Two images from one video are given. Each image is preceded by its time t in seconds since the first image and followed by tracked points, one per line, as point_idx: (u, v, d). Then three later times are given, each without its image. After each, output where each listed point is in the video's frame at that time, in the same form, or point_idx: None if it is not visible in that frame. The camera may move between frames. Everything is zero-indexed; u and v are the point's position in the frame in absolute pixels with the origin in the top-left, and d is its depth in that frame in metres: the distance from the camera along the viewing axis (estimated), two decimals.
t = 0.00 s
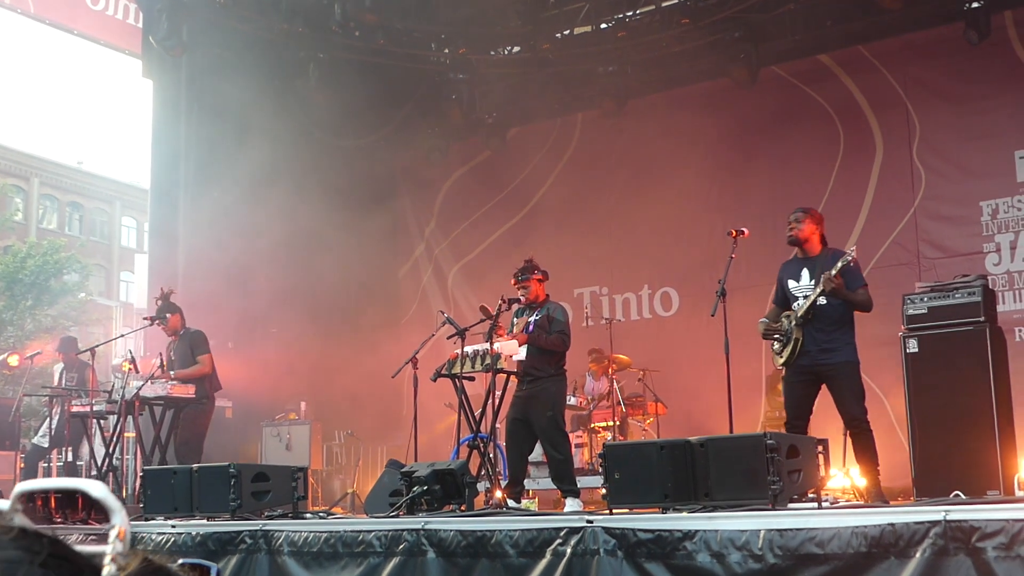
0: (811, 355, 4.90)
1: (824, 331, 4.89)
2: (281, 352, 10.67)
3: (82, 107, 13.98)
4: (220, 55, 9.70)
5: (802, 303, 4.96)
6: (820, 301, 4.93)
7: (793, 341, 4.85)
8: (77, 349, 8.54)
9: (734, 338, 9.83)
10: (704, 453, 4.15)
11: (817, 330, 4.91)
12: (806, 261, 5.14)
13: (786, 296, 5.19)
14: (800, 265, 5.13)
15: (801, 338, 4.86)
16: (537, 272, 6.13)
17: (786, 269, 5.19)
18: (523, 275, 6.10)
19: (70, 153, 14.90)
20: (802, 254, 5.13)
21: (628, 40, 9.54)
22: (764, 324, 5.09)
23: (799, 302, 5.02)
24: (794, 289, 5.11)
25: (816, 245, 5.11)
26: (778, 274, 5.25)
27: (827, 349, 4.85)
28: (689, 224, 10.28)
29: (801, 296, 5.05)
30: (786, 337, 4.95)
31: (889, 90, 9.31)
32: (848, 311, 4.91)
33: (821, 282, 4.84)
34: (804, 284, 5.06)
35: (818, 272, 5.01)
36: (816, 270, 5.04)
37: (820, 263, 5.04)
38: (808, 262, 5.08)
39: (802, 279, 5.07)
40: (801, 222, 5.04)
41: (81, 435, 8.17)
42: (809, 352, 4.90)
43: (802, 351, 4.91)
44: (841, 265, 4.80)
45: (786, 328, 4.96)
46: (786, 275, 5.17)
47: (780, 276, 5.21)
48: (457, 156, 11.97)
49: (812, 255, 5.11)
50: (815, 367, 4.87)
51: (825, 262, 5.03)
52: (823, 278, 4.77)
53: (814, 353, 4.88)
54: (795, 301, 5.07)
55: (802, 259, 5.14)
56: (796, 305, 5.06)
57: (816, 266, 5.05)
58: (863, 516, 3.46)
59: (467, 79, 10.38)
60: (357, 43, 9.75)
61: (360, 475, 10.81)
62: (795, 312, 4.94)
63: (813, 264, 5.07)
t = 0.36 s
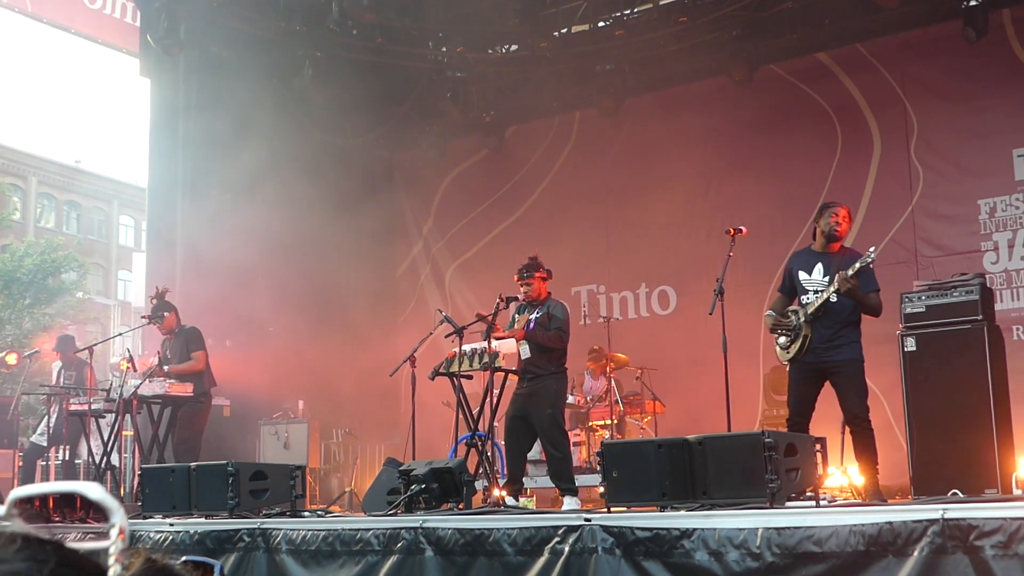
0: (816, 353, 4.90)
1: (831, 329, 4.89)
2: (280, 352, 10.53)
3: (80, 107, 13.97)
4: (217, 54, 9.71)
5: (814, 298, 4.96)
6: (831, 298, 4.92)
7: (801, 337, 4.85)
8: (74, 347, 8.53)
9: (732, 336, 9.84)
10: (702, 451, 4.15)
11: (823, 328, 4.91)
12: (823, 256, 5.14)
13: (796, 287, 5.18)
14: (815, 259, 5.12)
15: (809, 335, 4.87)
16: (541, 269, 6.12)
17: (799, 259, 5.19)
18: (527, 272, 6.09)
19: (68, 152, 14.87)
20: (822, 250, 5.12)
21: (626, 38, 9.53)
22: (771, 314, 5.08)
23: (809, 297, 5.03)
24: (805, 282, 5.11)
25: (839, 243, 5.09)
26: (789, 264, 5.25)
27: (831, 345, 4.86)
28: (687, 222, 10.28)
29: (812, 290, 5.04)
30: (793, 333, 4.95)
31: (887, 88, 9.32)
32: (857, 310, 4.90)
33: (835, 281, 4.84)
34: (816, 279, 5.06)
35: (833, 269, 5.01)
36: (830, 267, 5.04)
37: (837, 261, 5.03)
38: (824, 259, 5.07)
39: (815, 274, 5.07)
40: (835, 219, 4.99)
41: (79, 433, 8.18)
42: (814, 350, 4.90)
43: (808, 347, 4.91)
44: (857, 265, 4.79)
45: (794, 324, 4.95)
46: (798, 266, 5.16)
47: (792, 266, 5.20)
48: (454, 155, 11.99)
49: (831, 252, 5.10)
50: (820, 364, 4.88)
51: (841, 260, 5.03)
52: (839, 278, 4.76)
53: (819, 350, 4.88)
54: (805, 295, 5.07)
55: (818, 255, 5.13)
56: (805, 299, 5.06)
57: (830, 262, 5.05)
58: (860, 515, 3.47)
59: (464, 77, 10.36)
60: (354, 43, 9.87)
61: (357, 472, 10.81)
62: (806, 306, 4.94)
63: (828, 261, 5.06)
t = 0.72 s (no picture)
0: (803, 354, 4.90)
1: (816, 332, 4.90)
2: (280, 351, 10.52)
3: (79, 103, 13.93)
4: (217, 50, 9.71)
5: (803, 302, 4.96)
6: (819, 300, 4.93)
7: (790, 339, 4.86)
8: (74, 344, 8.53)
9: (729, 335, 9.85)
10: (700, 450, 4.16)
11: (811, 330, 4.92)
12: (804, 259, 5.14)
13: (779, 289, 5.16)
14: (799, 262, 5.12)
15: (797, 337, 4.87)
16: (542, 268, 6.11)
17: (783, 262, 5.18)
18: (528, 270, 6.10)
19: (67, 148, 14.86)
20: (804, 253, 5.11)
21: (627, 36, 9.51)
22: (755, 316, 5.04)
23: (797, 300, 5.02)
24: (789, 284, 5.10)
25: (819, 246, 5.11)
26: (768, 265, 5.23)
27: (818, 346, 4.88)
28: (686, 221, 10.28)
29: (796, 292, 5.04)
30: (781, 335, 4.93)
31: (887, 87, 9.32)
32: (842, 312, 4.94)
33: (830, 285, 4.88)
34: (802, 281, 5.05)
35: (820, 272, 5.02)
36: (817, 269, 5.04)
37: (823, 264, 5.04)
38: (807, 262, 5.07)
39: (801, 277, 5.06)
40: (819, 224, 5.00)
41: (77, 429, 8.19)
42: (802, 350, 4.90)
43: (796, 348, 4.92)
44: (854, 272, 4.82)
45: (781, 326, 4.93)
46: (783, 269, 5.15)
47: (775, 268, 5.19)
48: (453, 152, 11.99)
49: (814, 254, 5.10)
50: (808, 365, 4.88)
51: (825, 263, 5.04)
52: (839, 280, 4.81)
53: (808, 350, 4.89)
54: (791, 297, 5.06)
55: (799, 257, 5.13)
56: (792, 301, 5.05)
57: (817, 264, 5.05)
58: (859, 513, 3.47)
59: (465, 74, 10.33)
60: (355, 40, 9.81)
61: (356, 470, 10.87)
62: (796, 309, 4.93)
63: (813, 263, 5.06)
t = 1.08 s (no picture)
0: (798, 352, 4.89)
1: (813, 326, 4.89)
2: (280, 346, 10.52)
3: (77, 101, 13.91)
4: (215, 49, 9.73)
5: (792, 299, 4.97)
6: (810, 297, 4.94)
7: (783, 336, 4.87)
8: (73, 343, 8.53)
9: (727, 333, 9.85)
10: (698, 448, 4.16)
11: (805, 325, 4.91)
12: (791, 258, 5.16)
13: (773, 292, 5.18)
14: (787, 262, 5.14)
15: (790, 334, 4.88)
16: (538, 264, 6.13)
17: (773, 265, 5.20)
18: (523, 267, 6.11)
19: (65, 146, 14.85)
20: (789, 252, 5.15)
21: (625, 34, 9.50)
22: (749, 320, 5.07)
23: (788, 298, 5.03)
24: (780, 285, 5.12)
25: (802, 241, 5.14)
26: (761, 270, 5.26)
27: (814, 343, 4.86)
28: (684, 219, 10.28)
29: (788, 291, 5.06)
30: (774, 333, 4.95)
31: (884, 86, 9.32)
32: (835, 307, 4.93)
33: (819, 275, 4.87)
34: (792, 281, 5.07)
35: (807, 268, 5.03)
36: (804, 267, 5.05)
37: (809, 260, 5.06)
38: (794, 260, 5.10)
39: (790, 276, 5.08)
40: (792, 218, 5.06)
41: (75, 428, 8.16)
42: (796, 347, 4.90)
43: (790, 346, 4.92)
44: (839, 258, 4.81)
45: (774, 324, 4.95)
46: (773, 271, 5.17)
47: (766, 272, 5.21)
48: (450, 151, 11.96)
49: (800, 252, 5.13)
50: (803, 362, 4.87)
51: (812, 258, 5.06)
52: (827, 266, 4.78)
53: (802, 348, 4.88)
54: (782, 297, 5.07)
55: (786, 257, 5.16)
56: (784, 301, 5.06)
57: (804, 262, 5.07)
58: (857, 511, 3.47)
59: (463, 73, 10.32)
60: (354, 37, 9.80)
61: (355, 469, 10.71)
62: (786, 307, 4.93)
63: (801, 261, 5.08)
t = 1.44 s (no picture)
0: (808, 348, 4.90)
1: (824, 323, 4.88)
2: (277, 342, 10.74)
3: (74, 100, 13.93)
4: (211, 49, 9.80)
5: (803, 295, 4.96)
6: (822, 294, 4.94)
7: (793, 333, 4.87)
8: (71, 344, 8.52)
9: (725, 331, 9.85)
10: (696, 446, 4.15)
11: (815, 322, 4.91)
12: (809, 254, 5.15)
13: (789, 289, 5.19)
14: (804, 258, 5.13)
15: (800, 331, 4.88)
16: (534, 266, 6.12)
17: (790, 261, 5.20)
18: (521, 267, 6.10)
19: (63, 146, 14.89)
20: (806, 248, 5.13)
21: (621, 32, 9.49)
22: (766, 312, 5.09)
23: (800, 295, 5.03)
24: (795, 281, 5.12)
25: (820, 238, 5.11)
26: (780, 265, 5.26)
27: (824, 341, 4.86)
28: (682, 217, 10.27)
29: (802, 287, 5.05)
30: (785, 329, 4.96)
31: (882, 84, 9.31)
32: (849, 305, 4.92)
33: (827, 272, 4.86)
34: (805, 278, 5.07)
35: (820, 265, 5.02)
36: (818, 264, 5.04)
37: (823, 257, 5.04)
38: (810, 256, 5.09)
39: (804, 273, 5.08)
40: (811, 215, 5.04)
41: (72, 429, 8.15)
42: (807, 345, 4.90)
43: (800, 343, 4.92)
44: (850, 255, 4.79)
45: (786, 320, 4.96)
46: (789, 267, 5.17)
47: (783, 268, 5.21)
48: (449, 150, 11.75)
49: (817, 248, 5.11)
50: (812, 360, 4.88)
51: (828, 255, 5.04)
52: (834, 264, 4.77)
53: (812, 345, 4.88)
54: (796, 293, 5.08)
55: (803, 253, 5.14)
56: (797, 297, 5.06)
57: (818, 259, 5.06)
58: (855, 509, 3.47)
59: (460, 72, 10.31)
60: (351, 37, 9.75)
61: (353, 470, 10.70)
62: (796, 303, 4.93)
63: (816, 259, 5.07)
